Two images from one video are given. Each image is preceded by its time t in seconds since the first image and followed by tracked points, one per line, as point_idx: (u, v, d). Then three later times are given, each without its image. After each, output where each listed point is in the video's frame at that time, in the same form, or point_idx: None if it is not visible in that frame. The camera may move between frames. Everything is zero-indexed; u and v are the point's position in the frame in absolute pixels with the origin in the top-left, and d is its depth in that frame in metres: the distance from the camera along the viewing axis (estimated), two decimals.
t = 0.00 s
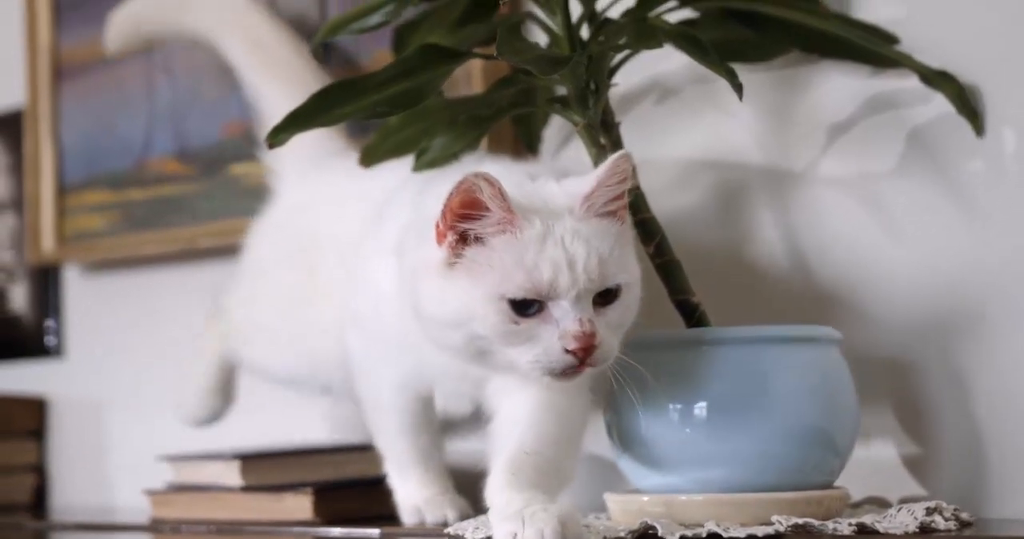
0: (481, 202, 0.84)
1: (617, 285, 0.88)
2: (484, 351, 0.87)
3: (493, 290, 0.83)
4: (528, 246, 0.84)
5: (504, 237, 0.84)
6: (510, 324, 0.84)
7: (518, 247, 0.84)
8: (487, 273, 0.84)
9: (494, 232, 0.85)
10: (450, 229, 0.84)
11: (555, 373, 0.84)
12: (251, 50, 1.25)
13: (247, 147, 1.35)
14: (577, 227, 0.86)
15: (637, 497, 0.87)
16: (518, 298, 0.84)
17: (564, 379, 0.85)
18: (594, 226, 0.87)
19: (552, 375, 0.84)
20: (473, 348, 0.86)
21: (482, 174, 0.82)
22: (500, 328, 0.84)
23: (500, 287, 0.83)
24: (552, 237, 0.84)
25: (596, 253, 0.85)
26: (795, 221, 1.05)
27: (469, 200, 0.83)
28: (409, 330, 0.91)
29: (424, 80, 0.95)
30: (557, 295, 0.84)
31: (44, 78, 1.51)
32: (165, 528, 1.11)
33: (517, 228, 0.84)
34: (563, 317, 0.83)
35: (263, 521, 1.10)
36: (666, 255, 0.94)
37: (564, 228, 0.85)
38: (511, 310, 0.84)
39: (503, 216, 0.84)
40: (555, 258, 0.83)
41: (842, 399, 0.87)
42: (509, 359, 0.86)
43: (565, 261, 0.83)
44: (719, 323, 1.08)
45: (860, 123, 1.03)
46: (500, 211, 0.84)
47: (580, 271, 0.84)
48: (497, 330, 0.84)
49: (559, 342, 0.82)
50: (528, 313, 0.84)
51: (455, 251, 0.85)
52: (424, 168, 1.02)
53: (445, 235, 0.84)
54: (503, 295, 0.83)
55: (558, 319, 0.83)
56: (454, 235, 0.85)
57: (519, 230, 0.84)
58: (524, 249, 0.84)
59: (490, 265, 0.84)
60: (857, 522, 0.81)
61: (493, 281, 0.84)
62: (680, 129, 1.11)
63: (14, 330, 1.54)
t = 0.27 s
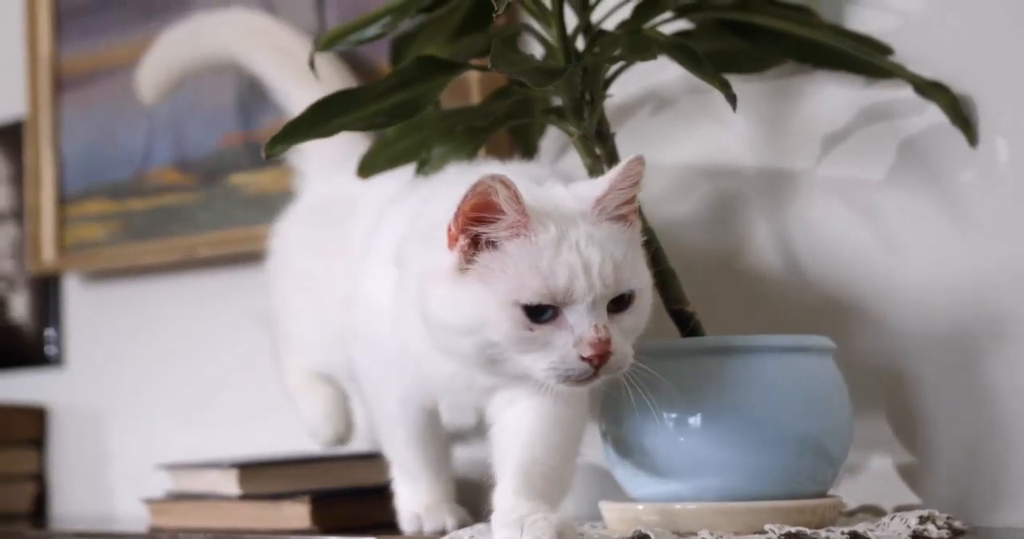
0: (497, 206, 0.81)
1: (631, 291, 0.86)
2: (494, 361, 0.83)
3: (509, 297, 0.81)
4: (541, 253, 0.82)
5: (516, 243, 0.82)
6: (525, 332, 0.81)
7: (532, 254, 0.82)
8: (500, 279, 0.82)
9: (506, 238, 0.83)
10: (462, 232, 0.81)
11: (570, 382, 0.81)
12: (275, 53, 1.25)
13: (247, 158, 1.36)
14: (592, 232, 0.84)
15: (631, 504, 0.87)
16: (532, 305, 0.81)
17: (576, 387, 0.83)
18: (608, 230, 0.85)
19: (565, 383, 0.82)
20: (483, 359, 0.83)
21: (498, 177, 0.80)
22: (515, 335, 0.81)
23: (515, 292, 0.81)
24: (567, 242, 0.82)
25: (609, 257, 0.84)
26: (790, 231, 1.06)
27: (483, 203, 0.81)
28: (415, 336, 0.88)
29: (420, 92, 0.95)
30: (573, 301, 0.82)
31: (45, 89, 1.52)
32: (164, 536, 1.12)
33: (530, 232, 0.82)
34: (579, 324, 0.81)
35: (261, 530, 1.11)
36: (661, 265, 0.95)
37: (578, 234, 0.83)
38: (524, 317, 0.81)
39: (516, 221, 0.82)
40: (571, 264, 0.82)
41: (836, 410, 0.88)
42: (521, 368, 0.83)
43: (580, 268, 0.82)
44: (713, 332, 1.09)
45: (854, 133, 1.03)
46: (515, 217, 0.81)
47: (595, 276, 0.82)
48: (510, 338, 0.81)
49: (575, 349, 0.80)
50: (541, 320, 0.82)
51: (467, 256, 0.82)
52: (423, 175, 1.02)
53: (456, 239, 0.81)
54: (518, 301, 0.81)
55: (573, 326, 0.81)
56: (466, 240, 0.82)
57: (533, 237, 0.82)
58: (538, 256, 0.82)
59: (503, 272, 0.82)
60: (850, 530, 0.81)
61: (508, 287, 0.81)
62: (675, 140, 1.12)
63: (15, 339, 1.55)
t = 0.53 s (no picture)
0: (499, 217, 0.80)
1: (633, 304, 0.85)
2: (494, 375, 0.82)
3: (511, 310, 0.80)
4: (544, 264, 0.81)
5: (518, 255, 0.81)
6: (527, 346, 0.80)
7: (534, 265, 0.81)
8: (501, 292, 0.80)
9: (508, 248, 0.81)
10: (462, 243, 0.80)
11: (574, 397, 0.81)
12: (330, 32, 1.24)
13: (236, 171, 1.37)
14: (595, 244, 0.82)
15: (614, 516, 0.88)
16: (535, 318, 0.80)
17: (576, 402, 0.83)
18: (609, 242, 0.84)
19: (566, 398, 0.81)
20: (482, 373, 0.82)
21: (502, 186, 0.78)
22: (516, 349, 0.80)
23: (517, 306, 0.80)
24: (571, 255, 0.81)
25: (612, 269, 0.83)
26: (773, 243, 1.07)
27: (484, 213, 0.80)
28: (414, 357, 0.85)
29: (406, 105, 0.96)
30: (577, 315, 0.81)
31: (36, 102, 1.53)
32: None
33: (533, 244, 0.81)
34: (582, 337, 0.81)
35: None
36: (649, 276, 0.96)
37: (582, 245, 0.82)
38: (527, 331, 0.80)
39: (519, 232, 0.80)
40: (574, 277, 0.81)
41: (818, 419, 0.88)
42: (523, 382, 0.83)
43: (584, 280, 0.81)
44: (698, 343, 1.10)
45: (836, 146, 1.05)
46: (517, 228, 0.80)
47: (599, 289, 0.81)
48: (513, 352, 0.80)
49: (579, 365, 0.80)
50: (545, 334, 0.81)
51: (467, 268, 0.81)
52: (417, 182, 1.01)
53: (456, 250, 0.80)
54: (520, 315, 0.80)
55: (576, 340, 0.81)
56: (467, 251, 0.81)
57: (536, 248, 0.81)
58: (541, 268, 0.81)
59: (505, 283, 0.81)
60: None
61: (509, 300, 0.80)
62: (660, 153, 1.12)
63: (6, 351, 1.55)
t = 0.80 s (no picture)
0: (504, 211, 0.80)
1: (639, 302, 0.85)
2: (498, 376, 0.81)
3: (516, 306, 0.79)
4: (549, 259, 0.80)
5: (523, 250, 0.81)
6: (533, 341, 0.79)
7: (539, 261, 0.80)
8: (506, 289, 0.80)
9: (512, 245, 0.81)
10: (467, 238, 0.79)
11: (581, 395, 0.79)
12: None
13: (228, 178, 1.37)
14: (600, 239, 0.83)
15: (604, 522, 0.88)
16: (540, 314, 0.80)
17: (581, 404, 0.81)
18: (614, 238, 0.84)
19: (571, 399, 0.80)
20: (485, 373, 0.81)
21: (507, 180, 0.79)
22: (522, 345, 0.79)
23: (522, 302, 0.79)
24: (575, 250, 0.81)
25: (621, 265, 0.83)
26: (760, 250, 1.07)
27: (488, 208, 0.79)
28: (416, 359, 0.83)
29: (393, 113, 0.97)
30: (583, 309, 0.80)
31: (28, 110, 1.53)
32: None
33: (537, 239, 0.81)
34: (588, 333, 0.80)
35: None
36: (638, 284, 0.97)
37: (586, 241, 0.82)
38: (532, 327, 0.79)
39: (524, 226, 0.80)
40: (580, 272, 0.80)
41: (802, 428, 0.89)
42: (526, 382, 0.81)
43: (589, 275, 0.80)
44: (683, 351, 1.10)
45: (820, 155, 1.06)
46: (523, 222, 0.80)
47: (604, 284, 0.81)
48: (519, 348, 0.78)
49: (585, 361, 0.78)
50: (550, 331, 0.80)
51: (470, 265, 0.80)
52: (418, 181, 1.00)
53: (461, 245, 0.79)
54: (526, 311, 0.79)
55: (581, 336, 0.80)
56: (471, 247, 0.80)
57: (540, 243, 0.81)
58: (546, 262, 0.80)
59: (510, 280, 0.80)
60: None
61: (515, 296, 0.79)
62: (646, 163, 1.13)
63: None
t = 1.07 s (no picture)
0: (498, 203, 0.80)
1: (639, 293, 0.85)
2: (498, 371, 0.80)
3: (514, 300, 0.79)
4: (546, 252, 0.80)
5: (519, 243, 0.81)
6: (531, 335, 0.78)
7: (536, 254, 0.80)
8: (503, 283, 0.79)
9: (508, 239, 0.81)
10: (462, 233, 0.80)
11: (581, 387, 0.79)
12: None
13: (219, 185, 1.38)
14: (596, 230, 0.83)
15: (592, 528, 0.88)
16: (537, 308, 0.79)
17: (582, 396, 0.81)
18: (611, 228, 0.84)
19: (572, 392, 0.80)
20: (485, 370, 0.80)
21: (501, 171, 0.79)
22: (521, 339, 0.78)
23: (519, 296, 0.79)
24: (573, 241, 0.81)
25: (619, 255, 0.83)
26: (748, 258, 1.08)
27: (483, 201, 0.80)
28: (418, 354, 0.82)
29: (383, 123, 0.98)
30: (581, 301, 0.80)
31: (21, 117, 1.54)
32: None
33: (532, 232, 0.81)
34: (587, 325, 0.80)
35: None
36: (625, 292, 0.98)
37: (583, 233, 0.82)
38: (530, 321, 0.79)
39: (519, 219, 0.80)
40: (577, 265, 0.80)
41: (787, 436, 0.90)
42: (527, 377, 0.80)
43: (586, 267, 0.80)
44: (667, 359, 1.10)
45: (808, 164, 1.06)
46: (517, 215, 0.80)
47: (602, 275, 0.81)
48: (518, 342, 0.78)
49: (586, 353, 0.78)
50: (548, 323, 0.80)
51: (466, 260, 0.80)
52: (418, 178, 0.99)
53: (457, 240, 0.79)
54: (524, 304, 0.79)
55: (581, 329, 0.80)
56: (466, 242, 0.80)
57: (536, 236, 0.81)
58: (543, 255, 0.80)
59: (506, 273, 0.80)
60: None
61: (512, 289, 0.79)
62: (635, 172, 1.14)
63: None
